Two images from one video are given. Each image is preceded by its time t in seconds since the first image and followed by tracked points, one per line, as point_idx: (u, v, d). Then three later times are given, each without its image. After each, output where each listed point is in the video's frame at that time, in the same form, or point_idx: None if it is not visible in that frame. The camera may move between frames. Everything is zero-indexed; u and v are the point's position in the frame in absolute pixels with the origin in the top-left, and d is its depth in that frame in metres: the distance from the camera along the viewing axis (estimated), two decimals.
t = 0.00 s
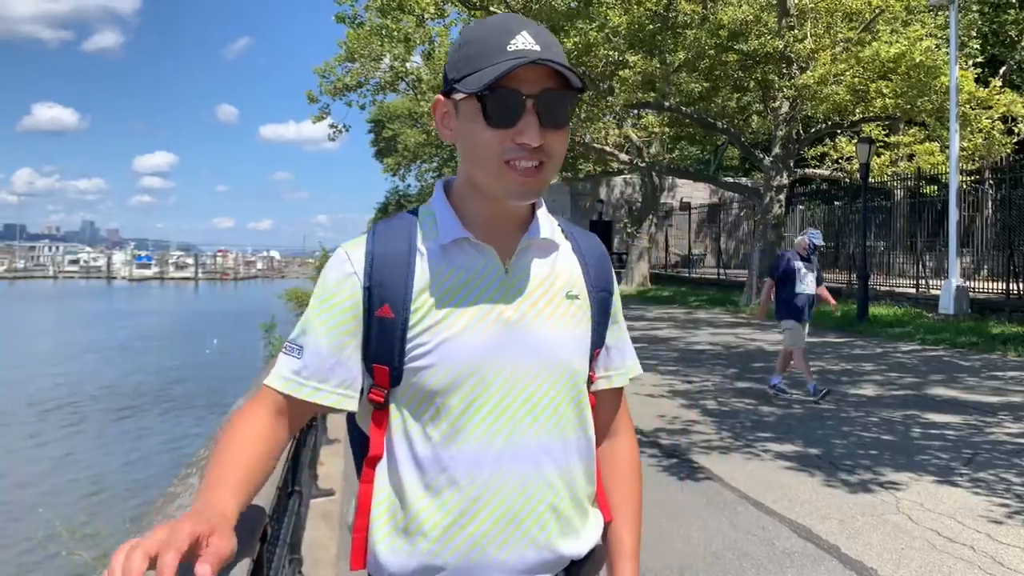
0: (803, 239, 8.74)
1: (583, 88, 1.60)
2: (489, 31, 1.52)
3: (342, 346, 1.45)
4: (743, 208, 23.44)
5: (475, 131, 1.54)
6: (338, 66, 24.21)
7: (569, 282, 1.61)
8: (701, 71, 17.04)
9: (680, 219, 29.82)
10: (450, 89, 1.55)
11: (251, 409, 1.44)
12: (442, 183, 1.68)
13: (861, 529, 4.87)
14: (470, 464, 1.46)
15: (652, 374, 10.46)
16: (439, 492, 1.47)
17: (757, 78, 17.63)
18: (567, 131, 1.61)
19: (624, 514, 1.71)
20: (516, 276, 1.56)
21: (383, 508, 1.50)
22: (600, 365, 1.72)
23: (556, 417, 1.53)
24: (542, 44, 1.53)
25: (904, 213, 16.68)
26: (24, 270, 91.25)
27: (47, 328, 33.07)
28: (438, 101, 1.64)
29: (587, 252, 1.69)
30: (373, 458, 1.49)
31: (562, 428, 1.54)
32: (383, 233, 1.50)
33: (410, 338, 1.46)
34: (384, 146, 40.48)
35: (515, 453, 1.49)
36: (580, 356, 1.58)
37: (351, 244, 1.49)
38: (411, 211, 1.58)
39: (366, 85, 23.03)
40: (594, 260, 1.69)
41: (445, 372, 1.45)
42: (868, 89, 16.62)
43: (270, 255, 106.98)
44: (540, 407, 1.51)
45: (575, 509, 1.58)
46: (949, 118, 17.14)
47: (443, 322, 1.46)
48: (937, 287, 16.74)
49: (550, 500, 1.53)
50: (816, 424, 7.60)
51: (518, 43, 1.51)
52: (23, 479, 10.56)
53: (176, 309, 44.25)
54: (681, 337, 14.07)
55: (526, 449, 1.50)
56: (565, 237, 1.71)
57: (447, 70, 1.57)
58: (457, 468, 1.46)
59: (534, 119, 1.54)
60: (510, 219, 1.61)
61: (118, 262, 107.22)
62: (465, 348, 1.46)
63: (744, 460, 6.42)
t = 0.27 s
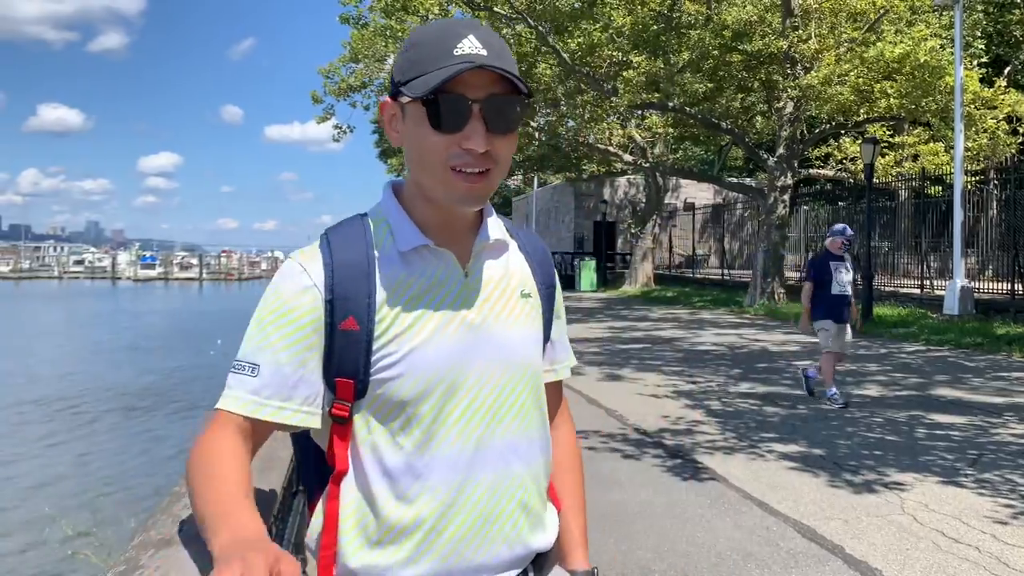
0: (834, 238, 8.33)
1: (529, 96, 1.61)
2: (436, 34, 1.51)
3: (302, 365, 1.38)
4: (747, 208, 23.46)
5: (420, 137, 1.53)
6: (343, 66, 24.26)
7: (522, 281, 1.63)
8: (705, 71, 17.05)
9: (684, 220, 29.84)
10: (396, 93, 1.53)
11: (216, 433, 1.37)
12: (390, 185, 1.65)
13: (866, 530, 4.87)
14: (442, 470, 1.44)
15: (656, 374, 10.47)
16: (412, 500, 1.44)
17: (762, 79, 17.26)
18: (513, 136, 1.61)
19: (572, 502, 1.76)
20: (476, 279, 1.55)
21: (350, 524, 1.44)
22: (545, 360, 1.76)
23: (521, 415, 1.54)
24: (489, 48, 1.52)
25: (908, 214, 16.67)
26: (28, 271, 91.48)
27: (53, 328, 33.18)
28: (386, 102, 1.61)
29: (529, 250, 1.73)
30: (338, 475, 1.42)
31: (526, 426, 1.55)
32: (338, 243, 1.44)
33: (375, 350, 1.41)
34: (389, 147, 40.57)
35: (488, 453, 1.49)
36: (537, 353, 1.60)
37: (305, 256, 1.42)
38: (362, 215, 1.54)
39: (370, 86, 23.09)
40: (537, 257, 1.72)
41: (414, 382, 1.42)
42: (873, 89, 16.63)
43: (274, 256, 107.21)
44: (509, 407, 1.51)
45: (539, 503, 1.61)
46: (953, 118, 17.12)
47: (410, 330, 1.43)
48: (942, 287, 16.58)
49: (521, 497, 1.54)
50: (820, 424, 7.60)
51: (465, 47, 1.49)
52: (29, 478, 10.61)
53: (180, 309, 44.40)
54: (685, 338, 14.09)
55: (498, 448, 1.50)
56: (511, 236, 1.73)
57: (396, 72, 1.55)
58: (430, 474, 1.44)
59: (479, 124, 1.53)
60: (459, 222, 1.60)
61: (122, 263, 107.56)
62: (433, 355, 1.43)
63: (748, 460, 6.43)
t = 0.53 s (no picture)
0: (874, 235, 8.18)
1: (499, 93, 1.62)
2: (407, 34, 1.50)
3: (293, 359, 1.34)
4: (751, 208, 23.43)
5: (395, 136, 1.52)
6: (347, 66, 24.27)
7: (502, 279, 1.66)
8: (710, 70, 17.04)
9: (688, 219, 29.82)
10: (369, 94, 1.53)
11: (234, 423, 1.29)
12: (368, 187, 1.64)
13: (871, 530, 4.86)
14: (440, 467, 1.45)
15: (660, 374, 10.47)
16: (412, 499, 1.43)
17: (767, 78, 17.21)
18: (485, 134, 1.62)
19: (554, 498, 1.79)
20: (460, 276, 1.57)
21: (349, 529, 1.42)
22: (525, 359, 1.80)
23: (513, 409, 1.56)
24: (458, 47, 1.52)
25: (913, 213, 16.65)
26: (33, 270, 91.68)
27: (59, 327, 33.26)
28: (359, 104, 1.61)
29: (502, 249, 1.76)
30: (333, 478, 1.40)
31: (519, 420, 1.58)
32: (325, 245, 1.41)
33: (367, 351, 1.39)
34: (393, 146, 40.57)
35: (483, 449, 1.50)
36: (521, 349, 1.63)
37: (293, 257, 1.39)
38: (344, 218, 1.52)
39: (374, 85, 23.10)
40: (510, 256, 1.75)
41: (408, 381, 1.40)
42: (878, 89, 16.60)
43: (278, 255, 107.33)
44: (501, 400, 1.53)
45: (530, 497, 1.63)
46: (958, 117, 17.12)
47: (401, 328, 1.42)
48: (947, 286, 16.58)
49: (514, 491, 1.56)
50: (825, 424, 7.59)
51: (435, 47, 1.49)
52: (35, 477, 10.64)
53: (186, 308, 44.48)
54: (690, 337, 14.07)
55: (491, 444, 1.51)
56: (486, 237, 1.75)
57: (368, 73, 1.54)
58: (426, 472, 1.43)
59: (450, 123, 1.53)
60: (436, 221, 1.60)
61: (126, 261, 107.73)
62: (425, 353, 1.42)
63: (752, 460, 6.42)
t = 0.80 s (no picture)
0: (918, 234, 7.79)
1: (504, 97, 1.63)
2: (415, 35, 1.51)
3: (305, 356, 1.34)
4: (754, 207, 23.40)
5: (399, 136, 1.52)
6: (350, 65, 24.25)
7: (503, 280, 1.67)
8: (713, 69, 17.02)
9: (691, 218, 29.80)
10: (376, 94, 1.53)
11: (247, 428, 1.27)
12: (371, 187, 1.64)
13: (874, 529, 4.86)
14: (446, 464, 1.45)
15: (663, 373, 10.46)
16: (420, 496, 1.44)
17: (769, 76, 17.46)
18: (491, 138, 1.61)
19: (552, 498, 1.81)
20: (464, 275, 1.57)
21: (357, 529, 1.41)
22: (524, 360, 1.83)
23: (514, 406, 1.58)
24: (465, 50, 1.53)
25: (917, 212, 16.62)
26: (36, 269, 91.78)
27: (62, 326, 33.31)
28: (365, 104, 1.60)
29: (503, 252, 1.77)
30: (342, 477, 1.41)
31: (520, 416, 1.59)
32: (332, 244, 1.42)
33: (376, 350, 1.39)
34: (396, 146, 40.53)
35: (490, 444, 1.51)
36: (521, 348, 1.64)
37: (301, 255, 1.39)
38: (349, 218, 1.52)
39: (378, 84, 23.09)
40: (510, 259, 1.77)
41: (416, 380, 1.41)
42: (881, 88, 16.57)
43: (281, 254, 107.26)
44: (504, 396, 1.55)
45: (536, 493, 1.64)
46: (962, 117, 17.09)
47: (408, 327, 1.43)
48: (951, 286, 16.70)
49: (520, 486, 1.57)
50: (828, 423, 7.58)
51: (442, 50, 1.50)
52: (38, 475, 10.66)
53: (189, 307, 44.48)
54: (693, 336, 14.06)
55: (497, 439, 1.52)
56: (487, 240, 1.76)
57: (376, 73, 1.55)
58: (434, 469, 1.44)
59: (455, 124, 1.53)
60: (439, 222, 1.60)
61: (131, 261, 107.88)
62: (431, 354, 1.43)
63: (755, 459, 6.41)
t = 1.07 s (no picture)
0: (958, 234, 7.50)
1: (517, 92, 1.63)
2: (427, 31, 1.51)
3: (311, 358, 1.34)
4: (756, 207, 23.38)
5: (412, 132, 1.53)
6: (352, 64, 24.22)
7: (515, 276, 1.67)
8: (715, 69, 16.98)
9: (693, 218, 29.78)
10: (389, 90, 1.53)
11: (245, 431, 1.31)
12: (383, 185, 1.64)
13: (875, 529, 4.85)
14: (459, 462, 1.44)
15: (665, 372, 10.46)
16: (432, 494, 1.42)
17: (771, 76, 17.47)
18: (504, 133, 1.61)
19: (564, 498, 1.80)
20: (474, 275, 1.57)
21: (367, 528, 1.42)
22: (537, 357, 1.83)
23: (527, 403, 1.57)
24: (478, 45, 1.53)
25: (919, 212, 16.61)
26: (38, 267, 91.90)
27: (64, 324, 33.33)
28: (378, 100, 1.60)
29: (515, 250, 1.77)
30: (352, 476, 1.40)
31: (531, 413, 1.58)
32: (342, 242, 1.42)
33: (387, 344, 1.39)
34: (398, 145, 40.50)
35: (501, 442, 1.50)
36: (533, 344, 1.63)
37: (310, 256, 1.40)
38: (360, 215, 1.52)
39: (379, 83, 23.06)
40: (522, 256, 1.77)
41: (428, 374, 1.41)
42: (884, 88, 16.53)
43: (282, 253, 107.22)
44: (515, 394, 1.54)
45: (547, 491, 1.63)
46: (965, 117, 17.07)
47: (420, 323, 1.42)
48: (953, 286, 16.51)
49: (530, 484, 1.56)
50: (829, 423, 7.57)
51: (454, 44, 1.50)
52: (40, 473, 10.67)
53: (190, 306, 44.45)
54: (694, 336, 14.05)
55: (508, 437, 1.51)
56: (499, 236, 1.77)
57: (389, 68, 1.55)
58: (445, 467, 1.43)
59: (468, 120, 1.53)
60: (452, 217, 1.61)
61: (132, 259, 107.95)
62: (443, 348, 1.43)
63: (756, 459, 6.41)
